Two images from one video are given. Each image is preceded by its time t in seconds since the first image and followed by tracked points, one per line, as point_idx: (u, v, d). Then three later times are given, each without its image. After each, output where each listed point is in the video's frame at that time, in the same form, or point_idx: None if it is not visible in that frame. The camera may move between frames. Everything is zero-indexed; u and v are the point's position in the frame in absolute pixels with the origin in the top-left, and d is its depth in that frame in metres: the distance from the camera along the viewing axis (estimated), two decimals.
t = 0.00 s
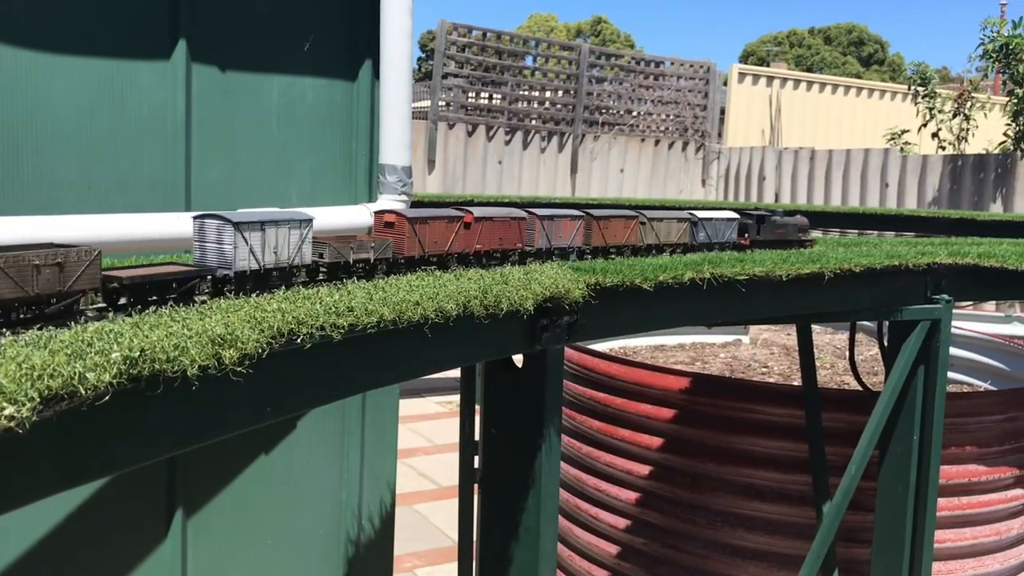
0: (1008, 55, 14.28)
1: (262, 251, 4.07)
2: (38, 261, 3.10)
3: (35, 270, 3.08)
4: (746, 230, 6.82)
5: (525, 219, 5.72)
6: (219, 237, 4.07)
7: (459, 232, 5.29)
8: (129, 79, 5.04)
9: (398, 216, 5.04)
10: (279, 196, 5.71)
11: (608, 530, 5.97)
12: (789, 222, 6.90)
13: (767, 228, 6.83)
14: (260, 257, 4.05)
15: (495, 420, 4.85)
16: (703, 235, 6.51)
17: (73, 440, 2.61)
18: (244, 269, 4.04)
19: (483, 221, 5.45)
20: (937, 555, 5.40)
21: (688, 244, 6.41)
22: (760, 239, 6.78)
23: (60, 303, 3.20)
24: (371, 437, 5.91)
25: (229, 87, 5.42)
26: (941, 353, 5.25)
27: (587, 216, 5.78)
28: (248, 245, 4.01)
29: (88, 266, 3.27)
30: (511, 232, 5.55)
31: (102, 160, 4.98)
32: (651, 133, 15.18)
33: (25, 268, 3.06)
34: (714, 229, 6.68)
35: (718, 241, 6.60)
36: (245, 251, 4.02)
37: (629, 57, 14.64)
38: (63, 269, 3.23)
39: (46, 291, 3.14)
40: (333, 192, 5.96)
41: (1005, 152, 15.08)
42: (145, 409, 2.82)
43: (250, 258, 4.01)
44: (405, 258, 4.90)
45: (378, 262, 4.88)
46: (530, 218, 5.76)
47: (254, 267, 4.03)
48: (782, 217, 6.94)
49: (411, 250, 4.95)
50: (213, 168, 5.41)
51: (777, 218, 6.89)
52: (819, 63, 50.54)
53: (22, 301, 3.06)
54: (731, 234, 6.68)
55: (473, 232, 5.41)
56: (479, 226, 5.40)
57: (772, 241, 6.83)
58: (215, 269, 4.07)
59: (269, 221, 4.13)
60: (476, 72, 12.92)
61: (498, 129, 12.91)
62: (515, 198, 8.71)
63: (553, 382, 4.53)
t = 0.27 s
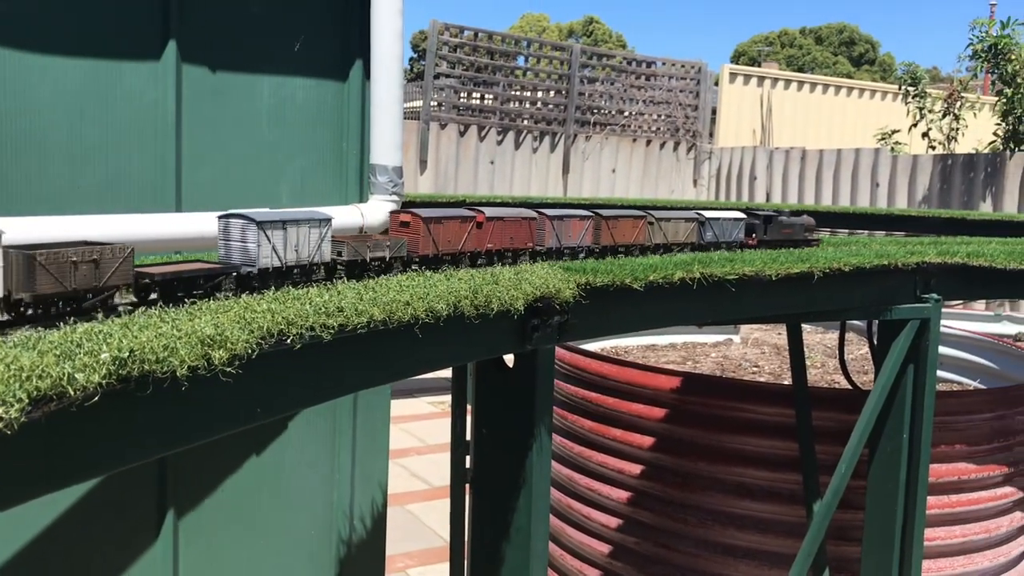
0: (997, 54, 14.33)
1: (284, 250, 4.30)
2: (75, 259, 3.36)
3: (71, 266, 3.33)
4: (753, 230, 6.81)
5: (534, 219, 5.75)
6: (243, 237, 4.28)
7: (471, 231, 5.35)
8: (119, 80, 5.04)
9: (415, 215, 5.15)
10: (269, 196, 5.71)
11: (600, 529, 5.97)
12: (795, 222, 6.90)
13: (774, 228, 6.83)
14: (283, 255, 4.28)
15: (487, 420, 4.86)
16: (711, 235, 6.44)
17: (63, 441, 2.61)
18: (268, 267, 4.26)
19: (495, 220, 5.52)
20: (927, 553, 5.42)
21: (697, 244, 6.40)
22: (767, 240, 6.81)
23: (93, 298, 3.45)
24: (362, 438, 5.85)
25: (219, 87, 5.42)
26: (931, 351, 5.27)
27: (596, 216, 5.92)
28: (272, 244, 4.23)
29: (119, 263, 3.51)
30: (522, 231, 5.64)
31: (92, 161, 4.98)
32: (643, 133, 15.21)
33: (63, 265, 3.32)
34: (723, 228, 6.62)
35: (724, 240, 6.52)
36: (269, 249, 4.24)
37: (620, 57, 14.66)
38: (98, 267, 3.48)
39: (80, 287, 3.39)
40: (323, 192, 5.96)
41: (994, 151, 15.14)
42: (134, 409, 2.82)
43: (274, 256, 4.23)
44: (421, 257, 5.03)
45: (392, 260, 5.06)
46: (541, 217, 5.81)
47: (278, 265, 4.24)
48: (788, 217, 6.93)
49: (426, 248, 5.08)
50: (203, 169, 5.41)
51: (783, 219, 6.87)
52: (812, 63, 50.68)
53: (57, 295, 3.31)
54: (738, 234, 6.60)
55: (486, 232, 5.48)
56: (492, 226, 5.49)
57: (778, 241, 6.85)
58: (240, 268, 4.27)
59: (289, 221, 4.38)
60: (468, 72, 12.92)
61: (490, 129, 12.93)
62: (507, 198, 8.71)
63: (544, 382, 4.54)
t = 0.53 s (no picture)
0: (982, 54, 14.42)
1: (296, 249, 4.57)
2: (102, 259, 3.64)
3: (99, 265, 3.62)
4: (756, 230, 7.10)
5: (540, 220, 5.88)
6: (260, 237, 4.57)
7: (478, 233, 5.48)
8: (104, 82, 5.02)
9: (422, 219, 5.42)
10: (255, 199, 5.70)
11: (588, 530, 5.97)
12: (798, 223, 7.08)
13: (777, 229, 7.07)
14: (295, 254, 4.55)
15: (472, 421, 4.85)
16: (714, 235, 6.64)
17: (45, 443, 2.61)
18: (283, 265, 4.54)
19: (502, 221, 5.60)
20: (914, 551, 5.44)
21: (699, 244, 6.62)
22: (770, 239, 7.06)
23: (116, 294, 3.72)
24: (349, 441, 5.87)
25: (204, 90, 5.41)
26: (917, 351, 5.29)
27: (600, 217, 6.08)
28: (285, 244, 4.51)
29: (141, 262, 3.80)
30: (528, 233, 5.81)
31: (77, 164, 4.96)
32: (632, 134, 15.23)
33: (91, 264, 3.58)
34: (725, 228, 6.79)
35: (728, 240, 6.74)
36: (284, 249, 4.53)
37: (608, 59, 14.69)
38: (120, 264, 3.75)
39: (107, 284, 3.68)
40: (310, 195, 5.96)
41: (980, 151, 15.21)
42: (114, 413, 2.82)
43: (287, 254, 4.51)
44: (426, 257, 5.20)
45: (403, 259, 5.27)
46: (546, 219, 5.96)
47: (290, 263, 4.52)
48: (791, 218, 7.13)
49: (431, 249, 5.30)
50: (188, 171, 5.39)
51: (784, 219, 7.11)
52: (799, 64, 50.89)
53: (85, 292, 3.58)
54: (741, 234, 6.83)
55: (492, 232, 5.57)
56: (498, 226, 5.60)
57: (780, 240, 7.08)
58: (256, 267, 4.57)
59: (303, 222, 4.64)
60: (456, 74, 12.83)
61: (478, 130, 12.93)
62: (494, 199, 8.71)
63: (530, 383, 4.55)
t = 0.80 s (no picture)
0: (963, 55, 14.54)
1: (309, 253, 4.56)
2: (127, 263, 3.72)
3: (122, 269, 3.69)
4: (757, 232, 7.14)
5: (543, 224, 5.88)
6: (273, 240, 4.51)
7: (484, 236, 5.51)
8: (86, 89, 4.98)
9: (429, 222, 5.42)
10: (240, 205, 5.67)
11: (576, 532, 5.98)
12: (799, 225, 7.05)
13: (778, 230, 7.09)
14: (309, 259, 4.55)
15: (459, 426, 4.85)
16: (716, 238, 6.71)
17: (28, 454, 2.60)
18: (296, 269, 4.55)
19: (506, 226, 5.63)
20: (900, 550, 5.48)
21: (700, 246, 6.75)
22: (771, 241, 7.08)
23: (141, 299, 3.83)
24: (336, 446, 5.86)
25: (188, 96, 5.38)
26: (901, 351, 5.33)
27: (602, 220, 6.11)
28: (299, 249, 4.49)
29: (164, 267, 3.90)
30: (533, 237, 5.78)
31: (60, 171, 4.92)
32: (617, 137, 15.30)
33: (115, 269, 3.68)
34: (728, 230, 6.90)
35: (729, 242, 6.81)
36: (297, 254, 4.51)
37: (593, 62, 14.74)
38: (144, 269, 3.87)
39: (133, 288, 3.79)
40: (295, 201, 5.94)
41: (962, 151, 15.34)
42: (98, 424, 2.80)
43: (301, 260, 4.51)
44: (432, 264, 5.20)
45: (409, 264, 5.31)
46: (549, 223, 5.95)
47: (304, 268, 4.53)
48: (792, 220, 7.09)
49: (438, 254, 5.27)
50: (172, 178, 5.35)
51: (787, 221, 7.09)
52: (784, 64, 51.17)
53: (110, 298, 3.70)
54: (743, 236, 6.91)
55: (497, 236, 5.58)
56: (504, 230, 5.63)
57: (782, 242, 7.09)
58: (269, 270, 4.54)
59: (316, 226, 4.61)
60: (442, 77, 12.94)
61: (464, 134, 12.94)
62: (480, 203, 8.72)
63: (517, 387, 4.55)
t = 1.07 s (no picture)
0: (946, 56, 14.68)
1: (321, 256, 4.61)
2: (149, 265, 3.71)
3: (144, 272, 3.70)
4: (757, 234, 7.18)
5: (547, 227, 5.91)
6: (286, 243, 4.54)
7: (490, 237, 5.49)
8: (70, 94, 4.88)
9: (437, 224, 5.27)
10: (223, 209, 5.64)
11: (564, 534, 5.98)
12: (798, 226, 7.13)
13: (778, 232, 7.14)
14: (321, 262, 4.61)
15: (446, 430, 4.83)
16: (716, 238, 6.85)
17: (10, 464, 2.59)
18: (308, 271, 4.58)
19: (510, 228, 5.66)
20: (885, 549, 5.52)
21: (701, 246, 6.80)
22: (771, 242, 7.11)
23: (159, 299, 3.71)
24: (321, 449, 5.87)
25: (171, 101, 5.32)
26: (884, 351, 5.36)
27: (604, 222, 6.12)
28: (312, 253, 4.55)
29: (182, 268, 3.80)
30: (536, 238, 5.84)
31: (43, 177, 4.80)
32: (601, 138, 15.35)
33: (138, 271, 3.69)
34: (728, 232, 7.04)
35: (730, 244, 6.93)
36: (310, 258, 4.55)
37: (577, 64, 14.76)
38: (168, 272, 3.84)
39: (153, 288, 3.72)
40: (279, 206, 5.92)
41: (944, 151, 15.47)
42: (81, 432, 2.78)
43: (314, 263, 4.56)
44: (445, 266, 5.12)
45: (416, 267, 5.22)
46: (552, 225, 5.96)
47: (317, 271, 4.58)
48: (792, 221, 7.16)
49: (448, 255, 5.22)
50: (156, 183, 5.29)
51: (786, 222, 7.16)
52: (766, 65, 51.44)
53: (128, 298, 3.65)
54: (744, 238, 7.06)
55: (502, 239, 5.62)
56: (508, 234, 5.71)
57: (782, 243, 7.13)
58: (283, 273, 4.57)
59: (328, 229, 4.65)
60: (428, 80, 13.01)
61: (449, 136, 12.93)
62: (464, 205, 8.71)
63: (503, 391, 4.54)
